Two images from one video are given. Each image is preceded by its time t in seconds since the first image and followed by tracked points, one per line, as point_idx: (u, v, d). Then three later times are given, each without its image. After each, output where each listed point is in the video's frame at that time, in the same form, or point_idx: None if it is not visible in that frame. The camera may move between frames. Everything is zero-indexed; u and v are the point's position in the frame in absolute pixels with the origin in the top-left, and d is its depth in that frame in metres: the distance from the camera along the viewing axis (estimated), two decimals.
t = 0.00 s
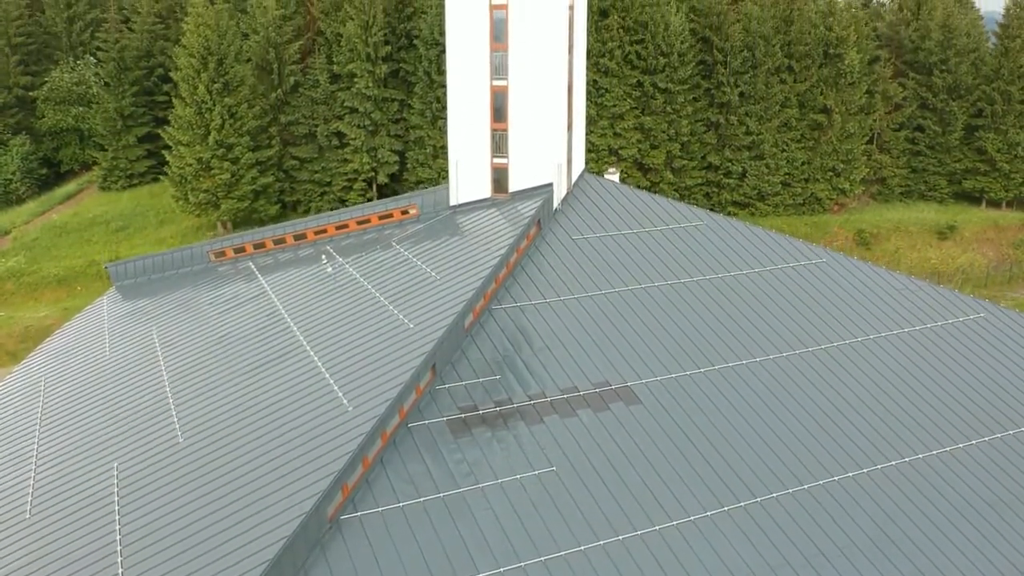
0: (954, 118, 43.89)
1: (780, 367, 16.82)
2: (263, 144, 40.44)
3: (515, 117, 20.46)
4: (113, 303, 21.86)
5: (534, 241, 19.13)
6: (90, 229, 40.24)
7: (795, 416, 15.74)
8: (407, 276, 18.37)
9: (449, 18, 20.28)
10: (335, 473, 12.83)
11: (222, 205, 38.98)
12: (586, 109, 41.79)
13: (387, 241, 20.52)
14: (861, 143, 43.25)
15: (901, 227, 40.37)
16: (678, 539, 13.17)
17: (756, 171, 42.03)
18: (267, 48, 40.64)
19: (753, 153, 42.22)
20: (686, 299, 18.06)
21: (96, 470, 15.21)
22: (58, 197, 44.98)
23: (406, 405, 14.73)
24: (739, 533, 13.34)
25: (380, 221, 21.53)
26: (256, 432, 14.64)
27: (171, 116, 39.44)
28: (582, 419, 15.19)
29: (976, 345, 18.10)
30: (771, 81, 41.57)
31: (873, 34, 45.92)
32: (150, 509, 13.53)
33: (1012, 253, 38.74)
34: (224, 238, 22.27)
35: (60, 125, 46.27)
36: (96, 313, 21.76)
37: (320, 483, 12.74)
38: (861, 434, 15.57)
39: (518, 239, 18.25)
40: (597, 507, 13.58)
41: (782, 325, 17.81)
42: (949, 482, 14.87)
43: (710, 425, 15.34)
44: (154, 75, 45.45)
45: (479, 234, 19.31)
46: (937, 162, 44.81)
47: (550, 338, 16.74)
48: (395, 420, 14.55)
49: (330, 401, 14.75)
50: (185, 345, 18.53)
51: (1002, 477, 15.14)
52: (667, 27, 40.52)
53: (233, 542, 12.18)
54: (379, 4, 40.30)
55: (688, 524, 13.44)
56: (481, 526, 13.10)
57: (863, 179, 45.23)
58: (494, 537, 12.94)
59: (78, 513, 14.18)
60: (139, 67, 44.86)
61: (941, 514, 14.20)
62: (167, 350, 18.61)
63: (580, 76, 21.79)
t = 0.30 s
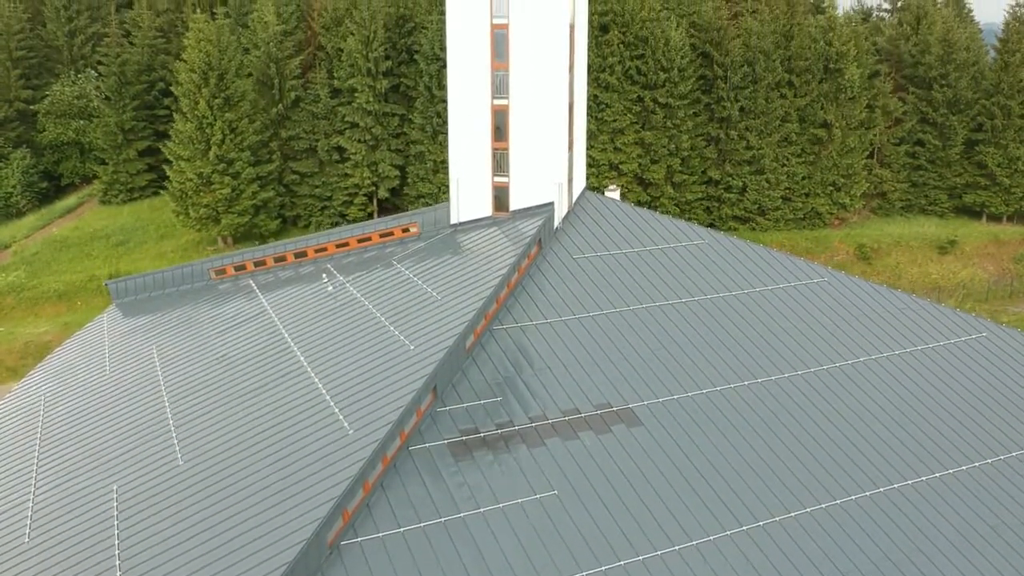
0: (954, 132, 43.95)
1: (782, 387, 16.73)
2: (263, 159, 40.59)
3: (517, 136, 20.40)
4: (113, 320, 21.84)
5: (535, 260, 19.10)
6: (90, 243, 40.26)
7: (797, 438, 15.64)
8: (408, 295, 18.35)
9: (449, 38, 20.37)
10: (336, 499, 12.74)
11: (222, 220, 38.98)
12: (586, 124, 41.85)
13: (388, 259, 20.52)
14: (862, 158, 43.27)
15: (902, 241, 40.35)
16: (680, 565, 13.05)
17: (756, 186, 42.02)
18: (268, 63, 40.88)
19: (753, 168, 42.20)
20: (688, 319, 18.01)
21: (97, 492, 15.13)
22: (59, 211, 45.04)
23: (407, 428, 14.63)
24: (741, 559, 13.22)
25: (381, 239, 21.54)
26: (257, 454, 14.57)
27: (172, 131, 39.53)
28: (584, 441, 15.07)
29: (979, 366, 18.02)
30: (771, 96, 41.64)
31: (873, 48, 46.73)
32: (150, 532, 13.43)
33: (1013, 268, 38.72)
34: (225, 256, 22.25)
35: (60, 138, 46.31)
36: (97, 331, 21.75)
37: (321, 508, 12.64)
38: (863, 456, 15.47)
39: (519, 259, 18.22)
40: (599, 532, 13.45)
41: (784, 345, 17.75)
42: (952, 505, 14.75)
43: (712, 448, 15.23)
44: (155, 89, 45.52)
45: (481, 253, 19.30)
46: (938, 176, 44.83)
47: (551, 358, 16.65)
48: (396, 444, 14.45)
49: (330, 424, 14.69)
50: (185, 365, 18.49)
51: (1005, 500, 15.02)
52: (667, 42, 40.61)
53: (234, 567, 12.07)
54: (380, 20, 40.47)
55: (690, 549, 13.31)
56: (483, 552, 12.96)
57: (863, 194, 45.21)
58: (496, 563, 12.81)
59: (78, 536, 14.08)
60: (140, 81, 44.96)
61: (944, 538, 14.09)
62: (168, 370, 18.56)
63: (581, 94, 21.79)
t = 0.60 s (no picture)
0: (954, 146, 44.01)
1: (784, 408, 16.63)
2: (264, 173, 40.61)
3: (517, 153, 20.43)
4: (112, 338, 21.79)
5: (536, 279, 19.07)
6: (91, 257, 40.25)
7: (799, 459, 15.52)
8: (408, 314, 18.30)
9: (450, 57, 20.40)
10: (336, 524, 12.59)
11: (222, 234, 38.95)
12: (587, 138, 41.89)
13: (388, 278, 20.49)
14: (863, 172, 43.26)
15: (903, 255, 40.31)
16: None
17: (757, 200, 41.96)
18: (269, 77, 40.95)
19: (753, 182, 42.20)
20: (690, 338, 17.96)
21: (96, 514, 15.00)
22: (59, 224, 45.06)
23: (407, 451, 14.50)
24: None
25: (382, 257, 21.52)
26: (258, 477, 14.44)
27: (172, 145, 39.56)
28: (585, 463, 14.93)
29: (981, 386, 17.97)
30: (772, 110, 41.67)
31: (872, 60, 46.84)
32: (148, 556, 13.28)
33: (1014, 282, 38.68)
34: (225, 272, 22.15)
35: (61, 151, 46.34)
36: (96, 349, 21.69)
37: (321, 533, 12.49)
38: (865, 476, 15.35)
39: (520, 278, 18.19)
40: (601, 556, 13.27)
41: (786, 364, 17.68)
42: (956, 528, 14.60)
43: (714, 470, 15.09)
44: (156, 102, 45.57)
45: (482, 272, 19.27)
46: (938, 190, 44.87)
47: (552, 379, 16.56)
48: (397, 466, 14.31)
49: (330, 446, 14.58)
50: (185, 384, 18.45)
51: (1010, 522, 14.87)
52: (667, 56, 40.69)
53: None
54: (381, 34, 40.57)
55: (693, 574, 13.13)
56: None
57: (864, 207, 45.16)
58: None
59: (76, 560, 13.94)
60: (141, 94, 45.04)
61: (948, 561, 13.94)
62: (168, 390, 18.48)
63: (581, 111, 21.76)
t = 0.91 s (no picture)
0: (955, 159, 44.01)
1: (787, 429, 16.48)
2: (264, 186, 40.57)
3: (518, 172, 20.40)
4: (112, 354, 21.73)
5: (538, 297, 19.01)
6: (90, 270, 40.23)
7: (802, 479, 15.37)
8: (409, 333, 18.24)
9: (450, 75, 20.44)
10: (337, 549, 12.40)
11: (222, 247, 38.88)
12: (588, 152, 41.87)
13: (389, 295, 20.44)
14: (864, 186, 43.23)
15: (904, 269, 40.25)
16: None
17: (758, 214, 41.90)
18: (269, 91, 40.99)
19: (754, 196, 42.17)
20: (691, 357, 17.88)
21: (94, 535, 14.85)
22: (59, 237, 45.09)
23: (408, 474, 14.34)
24: None
25: (382, 274, 21.46)
26: (257, 500, 14.30)
27: (172, 159, 39.59)
28: (586, 486, 14.77)
29: (985, 405, 17.86)
30: (773, 124, 41.66)
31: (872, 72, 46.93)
32: None
33: (1016, 296, 38.63)
34: (225, 289, 22.12)
35: (61, 163, 46.36)
36: (96, 365, 21.61)
37: (321, 559, 12.29)
38: (869, 496, 15.18)
39: (521, 297, 18.12)
40: None
41: (788, 383, 17.58)
42: (961, 552, 14.37)
43: (717, 492, 14.91)
44: (156, 115, 45.58)
45: (483, 290, 19.21)
46: (939, 203, 44.85)
47: (553, 399, 16.44)
48: (397, 489, 14.13)
49: (330, 470, 14.42)
50: (185, 404, 18.33)
51: (1016, 545, 14.64)
52: (668, 70, 40.75)
53: None
54: (381, 48, 40.62)
55: None
56: None
57: (865, 220, 45.08)
58: None
59: None
60: (141, 106, 45.06)
61: None
62: (168, 409, 18.39)
63: (582, 130, 21.76)
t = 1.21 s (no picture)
0: (956, 172, 43.99)
1: (789, 450, 16.34)
2: (264, 200, 40.57)
3: (519, 190, 20.35)
4: (111, 371, 21.65)
5: (539, 315, 18.94)
6: (90, 283, 40.19)
7: (804, 500, 15.23)
8: (410, 352, 18.16)
9: (451, 93, 20.43)
10: None
11: (222, 261, 38.82)
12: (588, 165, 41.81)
13: (390, 313, 20.37)
14: (865, 199, 43.20)
15: (906, 283, 40.22)
16: None
17: (759, 227, 41.89)
18: (269, 104, 41.02)
19: (756, 209, 42.13)
20: (694, 376, 17.78)
21: (91, 557, 14.71)
22: (59, 249, 45.06)
23: (408, 498, 14.16)
24: None
25: (383, 291, 21.44)
26: (256, 523, 14.14)
27: (172, 172, 39.61)
28: (588, 509, 14.60)
29: (991, 425, 17.73)
30: (774, 137, 41.64)
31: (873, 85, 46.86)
32: None
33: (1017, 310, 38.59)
34: (225, 305, 22.07)
35: (61, 175, 46.35)
36: (95, 382, 21.52)
37: None
38: (872, 517, 15.03)
39: (522, 316, 18.04)
40: None
41: (792, 403, 17.47)
42: None
43: (719, 515, 14.74)
44: (156, 127, 45.60)
45: (485, 308, 19.14)
46: (941, 216, 44.82)
47: (556, 421, 16.31)
48: (397, 514, 13.95)
49: (331, 494, 14.28)
50: (184, 423, 18.20)
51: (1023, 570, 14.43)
52: (669, 83, 40.75)
53: None
54: (382, 61, 40.64)
55: None
56: None
57: (867, 234, 45.02)
58: None
59: None
60: (141, 119, 45.04)
61: None
62: (167, 428, 18.26)
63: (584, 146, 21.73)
